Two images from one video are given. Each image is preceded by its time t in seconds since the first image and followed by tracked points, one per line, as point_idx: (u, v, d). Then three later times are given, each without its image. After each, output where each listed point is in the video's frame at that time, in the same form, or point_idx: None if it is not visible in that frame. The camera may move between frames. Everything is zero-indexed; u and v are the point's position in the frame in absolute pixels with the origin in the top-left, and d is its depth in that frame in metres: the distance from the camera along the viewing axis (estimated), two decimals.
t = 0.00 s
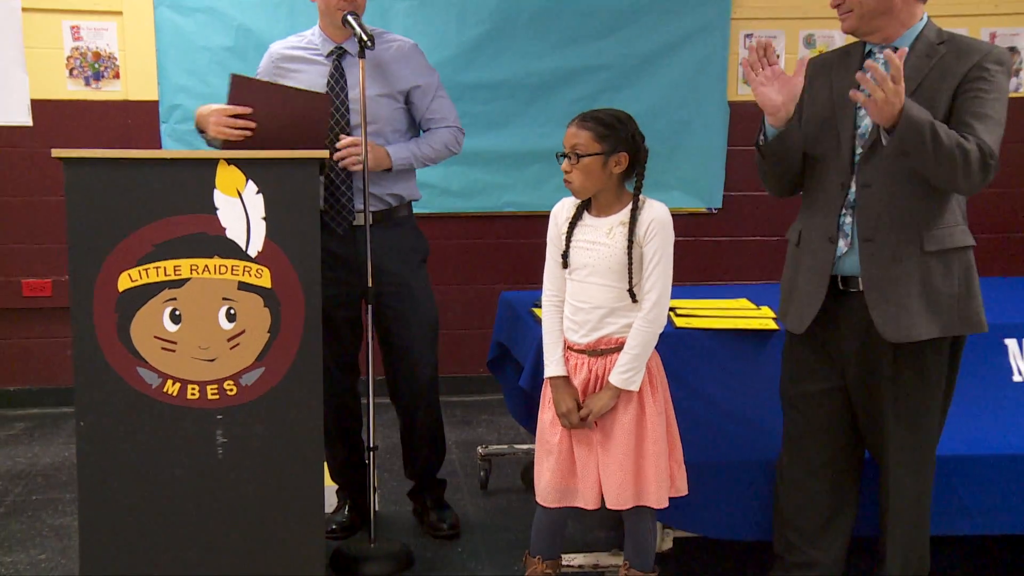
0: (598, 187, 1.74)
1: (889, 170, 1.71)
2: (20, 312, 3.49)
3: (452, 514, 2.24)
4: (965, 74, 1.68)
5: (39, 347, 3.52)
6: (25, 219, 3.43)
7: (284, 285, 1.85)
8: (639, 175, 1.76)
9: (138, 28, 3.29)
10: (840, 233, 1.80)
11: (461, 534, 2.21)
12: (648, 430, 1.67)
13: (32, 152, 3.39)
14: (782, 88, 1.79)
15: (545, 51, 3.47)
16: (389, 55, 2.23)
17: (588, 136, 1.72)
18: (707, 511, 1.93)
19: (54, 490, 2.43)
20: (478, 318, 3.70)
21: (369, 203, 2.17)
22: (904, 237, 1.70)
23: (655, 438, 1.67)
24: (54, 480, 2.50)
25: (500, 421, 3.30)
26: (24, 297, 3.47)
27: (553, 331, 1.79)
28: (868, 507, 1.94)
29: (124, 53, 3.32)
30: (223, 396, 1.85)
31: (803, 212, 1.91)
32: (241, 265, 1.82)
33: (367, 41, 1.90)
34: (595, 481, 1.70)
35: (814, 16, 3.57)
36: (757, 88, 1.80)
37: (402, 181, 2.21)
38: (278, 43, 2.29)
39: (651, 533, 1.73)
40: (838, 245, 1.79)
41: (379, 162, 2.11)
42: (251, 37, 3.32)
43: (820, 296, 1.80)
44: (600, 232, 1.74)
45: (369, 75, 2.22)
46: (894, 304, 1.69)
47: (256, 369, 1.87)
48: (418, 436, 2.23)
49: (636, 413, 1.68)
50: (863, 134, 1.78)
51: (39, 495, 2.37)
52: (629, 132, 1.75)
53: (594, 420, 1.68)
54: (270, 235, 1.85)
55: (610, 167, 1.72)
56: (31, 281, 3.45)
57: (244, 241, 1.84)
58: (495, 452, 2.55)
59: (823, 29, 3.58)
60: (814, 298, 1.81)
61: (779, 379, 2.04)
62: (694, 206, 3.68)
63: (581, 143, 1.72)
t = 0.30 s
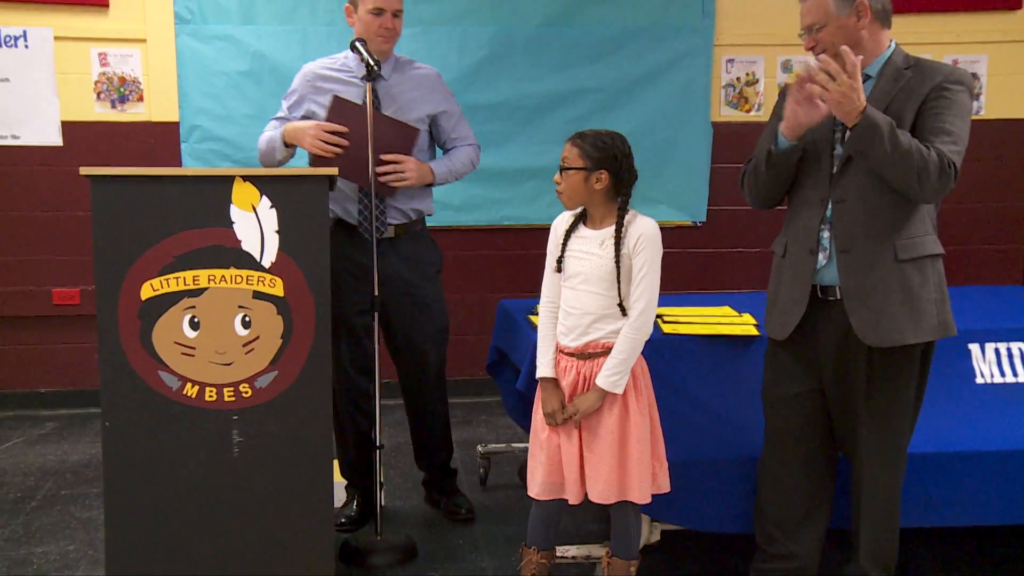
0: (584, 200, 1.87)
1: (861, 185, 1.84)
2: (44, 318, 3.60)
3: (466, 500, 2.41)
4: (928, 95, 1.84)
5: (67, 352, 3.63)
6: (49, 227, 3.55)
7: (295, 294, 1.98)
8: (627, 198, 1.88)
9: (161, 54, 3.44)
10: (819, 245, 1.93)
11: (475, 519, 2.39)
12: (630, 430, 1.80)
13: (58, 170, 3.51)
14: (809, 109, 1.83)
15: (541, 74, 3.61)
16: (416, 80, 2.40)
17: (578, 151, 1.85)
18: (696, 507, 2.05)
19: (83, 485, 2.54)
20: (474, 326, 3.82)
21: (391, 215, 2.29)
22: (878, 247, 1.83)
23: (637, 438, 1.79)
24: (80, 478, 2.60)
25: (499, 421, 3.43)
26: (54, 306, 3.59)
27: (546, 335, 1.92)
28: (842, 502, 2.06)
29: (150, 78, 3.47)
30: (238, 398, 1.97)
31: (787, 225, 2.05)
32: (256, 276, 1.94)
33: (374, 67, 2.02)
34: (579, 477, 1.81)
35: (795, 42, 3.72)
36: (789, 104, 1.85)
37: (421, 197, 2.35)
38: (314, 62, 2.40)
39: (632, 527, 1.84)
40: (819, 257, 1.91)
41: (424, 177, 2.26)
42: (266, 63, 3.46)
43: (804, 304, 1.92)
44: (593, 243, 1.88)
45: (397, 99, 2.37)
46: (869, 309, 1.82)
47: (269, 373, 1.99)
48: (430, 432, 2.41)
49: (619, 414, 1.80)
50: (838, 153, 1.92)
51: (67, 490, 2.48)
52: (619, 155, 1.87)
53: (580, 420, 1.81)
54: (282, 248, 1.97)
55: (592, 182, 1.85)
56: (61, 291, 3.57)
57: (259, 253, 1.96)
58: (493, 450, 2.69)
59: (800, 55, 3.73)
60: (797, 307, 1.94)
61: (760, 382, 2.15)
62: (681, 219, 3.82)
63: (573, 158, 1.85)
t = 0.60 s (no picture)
0: (574, 214, 2.02)
1: (831, 200, 1.97)
2: (63, 323, 3.72)
3: (466, 495, 2.54)
4: (892, 117, 1.98)
5: (92, 356, 3.75)
6: (73, 237, 3.68)
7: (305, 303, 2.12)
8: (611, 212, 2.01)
9: (183, 81, 3.59)
10: (793, 257, 2.06)
11: (474, 514, 2.51)
12: (608, 430, 1.92)
13: (86, 188, 3.65)
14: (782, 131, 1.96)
15: (536, 96, 3.77)
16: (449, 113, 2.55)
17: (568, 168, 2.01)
18: (680, 501, 2.18)
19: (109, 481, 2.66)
20: (472, 332, 3.96)
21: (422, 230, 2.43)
22: (847, 258, 1.95)
23: (614, 438, 1.91)
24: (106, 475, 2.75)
25: (497, 421, 3.57)
26: (80, 314, 3.70)
27: (540, 340, 2.07)
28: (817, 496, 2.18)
29: (172, 101, 3.61)
30: (252, 400, 2.10)
31: (766, 239, 2.17)
32: (269, 285, 2.08)
33: (378, 88, 2.15)
34: (559, 472, 1.93)
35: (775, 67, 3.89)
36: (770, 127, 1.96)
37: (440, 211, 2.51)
38: (363, 81, 2.51)
39: (612, 521, 1.96)
40: (794, 270, 2.04)
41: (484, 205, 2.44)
42: (279, 87, 3.60)
43: (782, 312, 2.05)
44: (583, 254, 2.03)
45: (433, 130, 2.52)
46: (838, 316, 1.94)
47: (281, 376, 2.13)
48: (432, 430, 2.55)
49: (599, 415, 1.92)
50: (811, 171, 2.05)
51: (94, 485, 2.60)
52: (603, 175, 1.99)
53: (563, 419, 1.94)
54: (293, 259, 2.11)
55: (575, 199, 2.00)
56: (86, 299, 3.69)
57: (272, 264, 2.10)
58: (491, 448, 2.83)
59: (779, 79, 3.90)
60: (776, 316, 2.06)
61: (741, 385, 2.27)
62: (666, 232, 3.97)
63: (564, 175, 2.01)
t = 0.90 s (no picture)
0: (564, 226, 2.19)
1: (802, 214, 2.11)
2: (77, 329, 3.85)
3: (465, 491, 2.70)
4: (860, 137, 2.12)
5: (114, 359, 3.89)
6: (94, 247, 3.82)
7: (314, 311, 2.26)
8: (594, 220, 2.14)
9: (201, 104, 3.75)
10: (768, 265, 2.21)
11: (473, 507, 2.67)
12: (589, 430, 2.05)
13: (111, 204, 3.80)
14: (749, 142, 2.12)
15: (529, 118, 3.94)
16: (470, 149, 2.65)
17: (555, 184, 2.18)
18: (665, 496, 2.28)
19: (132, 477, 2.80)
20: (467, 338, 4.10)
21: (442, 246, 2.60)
22: (816, 266, 2.10)
23: (596, 437, 2.04)
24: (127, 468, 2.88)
25: (494, 421, 3.72)
26: (106, 321, 3.85)
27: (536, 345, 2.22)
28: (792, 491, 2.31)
29: (190, 122, 3.77)
30: (264, 400, 2.23)
31: (743, 247, 2.32)
32: (280, 294, 2.22)
33: (381, 111, 2.29)
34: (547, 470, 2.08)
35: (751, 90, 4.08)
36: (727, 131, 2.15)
37: (454, 233, 2.67)
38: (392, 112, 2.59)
39: (597, 516, 2.08)
40: (768, 278, 2.19)
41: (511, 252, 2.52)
42: (291, 108, 3.78)
43: (757, 317, 2.19)
44: (570, 264, 2.17)
45: (457, 169, 2.62)
46: (807, 320, 2.09)
47: (290, 379, 2.27)
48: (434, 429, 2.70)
49: (582, 415, 2.06)
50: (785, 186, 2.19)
51: (118, 480, 2.73)
52: (586, 189, 2.13)
53: (550, 418, 2.09)
54: (303, 271, 2.25)
55: (559, 212, 2.17)
56: (112, 307, 3.84)
57: (282, 274, 2.24)
58: (488, 446, 2.98)
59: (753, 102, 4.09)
60: (752, 320, 2.20)
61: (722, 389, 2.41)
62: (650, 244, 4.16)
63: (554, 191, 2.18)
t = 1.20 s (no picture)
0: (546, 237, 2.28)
1: (781, 229, 2.25)
2: (92, 334, 4.00)
3: (464, 486, 2.85)
4: (836, 159, 2.28)
5: (136, 363, 4.04)
6: (118, 257, 3.99)
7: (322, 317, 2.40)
8: (570, 235, 2.23)
9: (218, 124, 3.94)
10: (746, 275, 2.33)
11: (471, 501, 2.82)
12: (562, 431, 2.14)
13: (134, 218, 3.98)
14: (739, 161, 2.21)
15: (522, 138, 4.14)
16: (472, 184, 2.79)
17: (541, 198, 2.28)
18: (650, 489, 2.42)
19: (153, 474, 2.95)
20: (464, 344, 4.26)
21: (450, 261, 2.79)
22: (794, 277, 2.24)
23: (567, 438, 2.13)
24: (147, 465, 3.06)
25: (491, 421, 3.87)
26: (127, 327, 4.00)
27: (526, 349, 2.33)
28: (767, 486, 2.46)
29: (208, 142, 3.96)
30: (275, 402, 2.36)
31: (722, 257, 2.45)
32: (290, 302, 2.35)
33: (386, 130, 2.44)
34: (528, 468, 2.21)
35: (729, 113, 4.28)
36: (726, 154, 2.21)
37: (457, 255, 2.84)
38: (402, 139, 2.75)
39: (576, 511, 2.18)
40: (747, 287, 2.32)
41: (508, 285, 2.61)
42: (302, 129, 3.97)
43: (735, 322, 2.32)
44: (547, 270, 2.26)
45: (461, 205, 2.78)
46: (784, 328, 2.22)
47: (300, 381, 2.39)
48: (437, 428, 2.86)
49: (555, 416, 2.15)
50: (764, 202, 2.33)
51: (141, 475, 2.91)
52: (565, 203, 2.21)
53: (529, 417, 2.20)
54: (312, 279, 2.38)
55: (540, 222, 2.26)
56: (133, 313, 4.00)
57: (293, 282, 2.37)
58: (485, 444, 3.13)
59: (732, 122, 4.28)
60: (731, 326, 2.34)
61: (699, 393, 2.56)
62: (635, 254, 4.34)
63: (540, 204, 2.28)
